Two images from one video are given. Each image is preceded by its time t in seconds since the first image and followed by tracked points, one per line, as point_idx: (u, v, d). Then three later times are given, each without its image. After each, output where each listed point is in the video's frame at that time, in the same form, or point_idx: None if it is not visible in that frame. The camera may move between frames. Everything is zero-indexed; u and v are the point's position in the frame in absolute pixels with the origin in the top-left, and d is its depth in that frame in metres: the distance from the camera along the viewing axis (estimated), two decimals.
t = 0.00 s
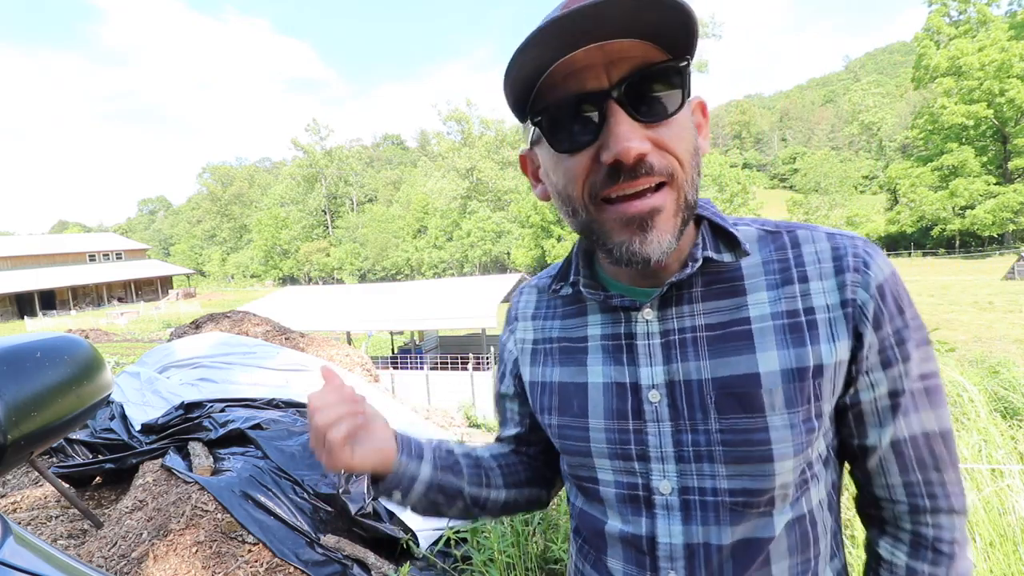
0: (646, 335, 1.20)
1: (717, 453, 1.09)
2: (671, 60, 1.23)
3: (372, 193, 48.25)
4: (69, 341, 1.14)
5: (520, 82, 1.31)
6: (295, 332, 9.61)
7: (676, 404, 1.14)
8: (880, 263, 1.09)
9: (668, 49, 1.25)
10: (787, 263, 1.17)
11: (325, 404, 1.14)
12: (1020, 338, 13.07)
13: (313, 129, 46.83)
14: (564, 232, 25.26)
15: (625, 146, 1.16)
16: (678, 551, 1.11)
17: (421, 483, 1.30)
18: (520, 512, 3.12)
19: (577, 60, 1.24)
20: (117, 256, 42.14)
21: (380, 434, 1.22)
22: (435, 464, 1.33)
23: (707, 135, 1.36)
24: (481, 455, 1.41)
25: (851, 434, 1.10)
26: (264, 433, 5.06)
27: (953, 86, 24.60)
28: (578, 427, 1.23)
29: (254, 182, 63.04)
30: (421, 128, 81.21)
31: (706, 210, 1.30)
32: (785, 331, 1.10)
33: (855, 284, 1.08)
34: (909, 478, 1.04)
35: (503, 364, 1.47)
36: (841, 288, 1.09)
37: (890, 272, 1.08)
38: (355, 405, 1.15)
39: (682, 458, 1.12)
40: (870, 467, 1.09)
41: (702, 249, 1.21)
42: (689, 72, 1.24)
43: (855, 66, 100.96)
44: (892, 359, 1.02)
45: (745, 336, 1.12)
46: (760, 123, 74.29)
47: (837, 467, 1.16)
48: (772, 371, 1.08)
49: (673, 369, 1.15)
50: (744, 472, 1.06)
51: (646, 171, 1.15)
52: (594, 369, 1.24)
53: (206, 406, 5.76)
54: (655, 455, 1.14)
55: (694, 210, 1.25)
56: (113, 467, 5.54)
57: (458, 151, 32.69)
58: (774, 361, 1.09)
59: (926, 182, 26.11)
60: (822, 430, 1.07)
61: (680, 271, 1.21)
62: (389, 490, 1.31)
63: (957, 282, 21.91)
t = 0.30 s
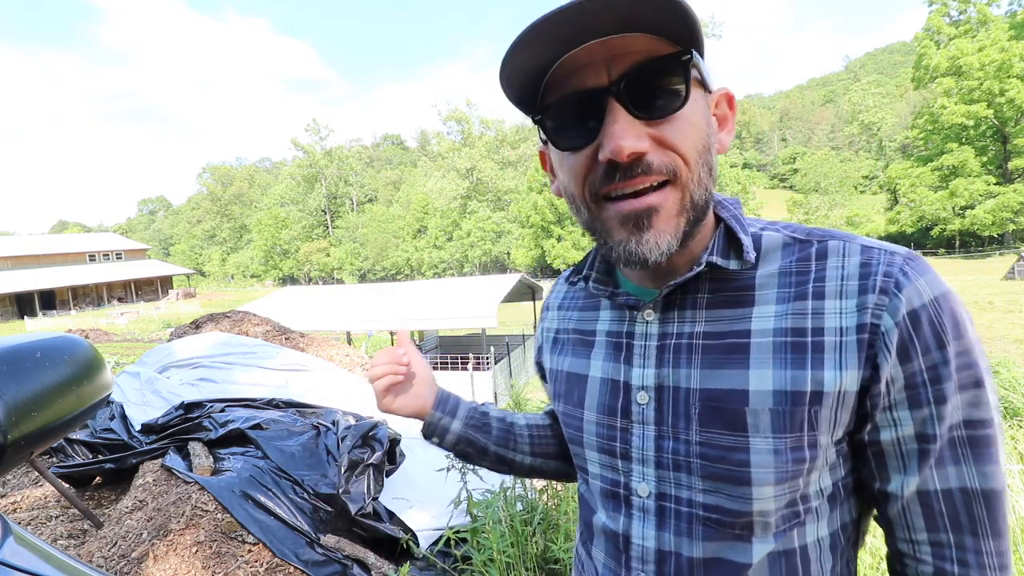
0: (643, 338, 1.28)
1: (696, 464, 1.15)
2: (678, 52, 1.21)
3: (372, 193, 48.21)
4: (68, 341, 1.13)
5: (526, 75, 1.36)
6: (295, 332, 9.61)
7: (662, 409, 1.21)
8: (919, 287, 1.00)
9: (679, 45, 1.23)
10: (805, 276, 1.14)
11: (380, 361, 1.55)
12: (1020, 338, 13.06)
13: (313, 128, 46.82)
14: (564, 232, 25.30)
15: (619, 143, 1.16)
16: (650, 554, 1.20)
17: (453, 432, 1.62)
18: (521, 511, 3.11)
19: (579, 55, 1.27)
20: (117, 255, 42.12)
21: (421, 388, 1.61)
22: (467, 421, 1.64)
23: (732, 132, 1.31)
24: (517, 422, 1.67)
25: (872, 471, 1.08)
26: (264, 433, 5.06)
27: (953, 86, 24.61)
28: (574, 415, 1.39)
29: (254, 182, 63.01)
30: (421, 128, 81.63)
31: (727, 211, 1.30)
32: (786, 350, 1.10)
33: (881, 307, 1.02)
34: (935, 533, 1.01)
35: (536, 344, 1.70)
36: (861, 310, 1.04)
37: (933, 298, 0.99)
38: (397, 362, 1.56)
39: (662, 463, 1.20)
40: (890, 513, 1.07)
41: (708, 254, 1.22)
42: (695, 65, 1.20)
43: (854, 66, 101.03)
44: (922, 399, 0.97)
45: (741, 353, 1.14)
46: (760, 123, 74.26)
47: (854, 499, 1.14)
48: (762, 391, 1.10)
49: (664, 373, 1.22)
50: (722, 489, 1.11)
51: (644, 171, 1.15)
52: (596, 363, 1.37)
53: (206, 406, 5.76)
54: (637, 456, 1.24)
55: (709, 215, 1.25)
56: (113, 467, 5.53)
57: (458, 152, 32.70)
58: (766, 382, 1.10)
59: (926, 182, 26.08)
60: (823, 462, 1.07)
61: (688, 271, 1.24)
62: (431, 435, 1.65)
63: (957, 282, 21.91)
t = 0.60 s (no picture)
0: (649, 337, 1.28)
1: (694, 468, 1.15)
2: (675, 50, 1.18)
3: (372, 193, 48.27)
4: (68, 341, 1.13)
5: (522, 82, 1.38)
6: (295, 332, 9.61)
7: (666, 410, 1.21)
8: (936, 297, 0.98)
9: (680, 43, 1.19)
10: (816, 283, 1.13)
11: (396, 343, 1.57)
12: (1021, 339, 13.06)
13: (313, 129, 46.82)
14: (564, 233, 25.34)
15: (612, 149, 1.17)
16: (646, 556, 1.20)
17: (463, 421, 1.62)
18: (521, 510, 3.11)
19: (576, 58, 1.27)
20: (117, 256, 42.19)
21: (435, 373, 1.62)
22: (477, 411, 1.64)
23: (743, 128, 1.29)
24: (526, 415, 1.67)
25: (879, 485, 1.08)
26: (264, 433, 5.06)
27: (953, 86, 24.61)
28: (578, 413, 1.40)
29: (254, 182, 63.06)
30: (421, 129, 81.77)
31: (738, 211, 1.30)
32: (792, 357, 1.10)
33: (893, 317, 1.01)
34: (946, 554, 1.01)
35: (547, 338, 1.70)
36: (870, 319, 1.03)
37: (951, 310, 0.97)
38: (412, 346, 1.58)
39: (661, 466, 1.20)
40: (897, 529, 1.07)
41: (717, 256, 1.22)
42: (698, 59, 1.17)
43: (855, 66, 101.11)
44: (937, 416, 0.97)
45: (745, 358, 1.14)
46: (760, 123, 74.29)
47: (861, 511, 1.14)
48: (764, 398, 1.10)
49: (666, 376, 1.22)
50: (717, 495, 1.12)
51: (638, 173, 1.15)
52: (602, 362, 1.38)
53: (206, 407, 5.76)
54: (638, 458, 1.24)
55: (717, 216, 1.24)
56: (113, 467, 5.53)
57: (458, 152, 32.72)
58: (770, 388, 1.10)
59: (926, 182, 26.08)
60: (828, 474, 1.06)
61: (693, 275, 1.24)
62: (439, 423, 1.65)
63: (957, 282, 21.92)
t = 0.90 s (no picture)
0: (647, 338, 1.28)
1: (697, 467, 1.15)
2: (653, 55, 1.17)
3: (372, 193, 48.29)
4: (68, 342, 1.14)
5: (507, 94, 1.38)
6: (295, 332, 9.61)
7: (666, 409, 1.21)
8: (930, 293, 1.00)
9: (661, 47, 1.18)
10: (812, 281, 1.13)
11: (380, 357, 1.57)
12: (1020, 338, 13.07)
13: (313, 128, 46.83)
14: (563, 232, 25.40)
15: (593, 157, 1.18)
16: (651, 556, 1.20)
17: (452, 432, 1.62)
18: (521, 511, 3.11)
19: (558, 68, 1.27)
20: (117, 256, 42.21)
21: (421, 385, 1.62)
22: (466, 420, 1.63)
23: (733, 127, 1.26)
24: (516, 422, 1.68)
25: (878, 480, 1.08)
26: (264, 433, 5.06)
27: (953, 86, 24.59)
28: (576, 416, 1.40)
29: (254, 182, 63.07)
30: (421, 129, 81.94)
31: (732, 211, 1.30)
32: (791, 355, 1.10)
33: (888, 313, 1.02)
34: (943, 544, 1.02)
35: (540, 341, 1.70)
36: (868, 316, 1.04)
37: (942, 306, 0.99)
38: (397, 358, 1.58)
39: (663, 466, 1.20)
40: (895, 521, 1.08)
41: (713, 256, 1.22)
42: (678, 61, 1.16)
43: (854, 66, 101.14)
44: (932, 409, 0.98)
45: (744, 355, 1.14)
46: (760, 122, 74.32)
47: (859, 507, 1.15)
48: (764, 396, 1.10)
49: (667, 376, 1.22)
50: (722, 492, 1.12)
51: (620, 180, 1.16)
52: (598, 363, 1.38)
53: (206, 407, 5.76)
54: (640, 458, 1.24)
55: (710, 215, 1.24)
56: (113, 467, 5.53)
57: (458, 151, 32.73)
58: (770, 386, 1.10)
59: (926, 182, 26.08)
60: (828, 468, 1.07)
61: (689, 275, 1.24)
62: (428, 435, 1.64)
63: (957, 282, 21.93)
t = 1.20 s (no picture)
0: (642, 338, 1.28)
1: (694, 466, 1.15)
2: (642, 58, 1.16)
3: (372, 193, 48.29)
4: (68, 341, 1.14)
5: (498, 95, 1.39)
6: (295, 332, 9.61)
7: (662, 409, 1.21)
8: (921, 291, 1.00)
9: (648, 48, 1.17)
10: (805, 279, 1.14)
11: (369, 367, 1.56)
12: (1020, 338, 13.06)
13: (313, 128, 46.81)
14: (563, 232, 25.44)
15: (581, 157, 1.18)
16: (649, 555, 1.20)
17: (444, 438, 1.61)
18: (521, 511, 3.10)
19: (550, 70, 1.28)
20: (117, 256, 42.22)
21: (412, 393, 1.61)
22: (458, 426, 1.63)
23: (725, 127, 1.25)
24: (509, 426, 1.68)
25: (870, 476, 1.09)
26: (264, 433, 5.06)
27: (953, 86, 24.58)
28: (572, 417, 1.39)
29: (254, 182, 63.07)
30: (421, 129, 82.17)
31: (726, 211, 1.30)
32: (785, 353, 1.10)
33: (880, 311, 1.02)
34: (936, 539, 1.03)
35: (535, 343, 1.69)
36: (860, 314, 1.04)
37: (934, 302, 1.00)
38: (388, 367, 1.56)
39: (660, 464, 1.20)
40: (888, 517, 1.08)
41: (708, 256, 1.22)
42: (667, 62, 1.16)
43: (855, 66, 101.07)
44: (923, 405, 0.98)
45: (738, 354, 1.14)
46: (760, 122, 74.36)
47: (851, 503, 1.15)
48: (760, 394, 1.10)
49: (663, 375, 1.22)
50: (718, 490, 1.12)
51: (610, 178, 1.16)
52: (594, 364, 1.37)
53: (206, 407, 5.76)
54: (636, 458, 1.24)
55: (701, 214, 1.23)
56: (113, 467, 5.53)
57: (458, 151, 32.73)
58: (766, 383, 1.10)
59: (926, 182, 26.08)
60: (823, 465, 1.07)
61: (683, 275, 1.24)
62: (420, 442, 1.63)
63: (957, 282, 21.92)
